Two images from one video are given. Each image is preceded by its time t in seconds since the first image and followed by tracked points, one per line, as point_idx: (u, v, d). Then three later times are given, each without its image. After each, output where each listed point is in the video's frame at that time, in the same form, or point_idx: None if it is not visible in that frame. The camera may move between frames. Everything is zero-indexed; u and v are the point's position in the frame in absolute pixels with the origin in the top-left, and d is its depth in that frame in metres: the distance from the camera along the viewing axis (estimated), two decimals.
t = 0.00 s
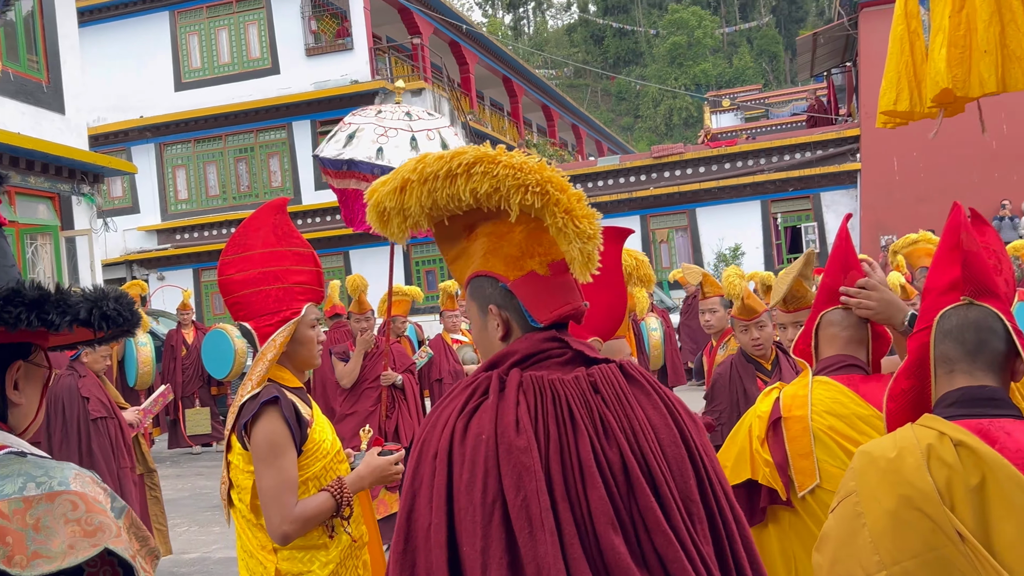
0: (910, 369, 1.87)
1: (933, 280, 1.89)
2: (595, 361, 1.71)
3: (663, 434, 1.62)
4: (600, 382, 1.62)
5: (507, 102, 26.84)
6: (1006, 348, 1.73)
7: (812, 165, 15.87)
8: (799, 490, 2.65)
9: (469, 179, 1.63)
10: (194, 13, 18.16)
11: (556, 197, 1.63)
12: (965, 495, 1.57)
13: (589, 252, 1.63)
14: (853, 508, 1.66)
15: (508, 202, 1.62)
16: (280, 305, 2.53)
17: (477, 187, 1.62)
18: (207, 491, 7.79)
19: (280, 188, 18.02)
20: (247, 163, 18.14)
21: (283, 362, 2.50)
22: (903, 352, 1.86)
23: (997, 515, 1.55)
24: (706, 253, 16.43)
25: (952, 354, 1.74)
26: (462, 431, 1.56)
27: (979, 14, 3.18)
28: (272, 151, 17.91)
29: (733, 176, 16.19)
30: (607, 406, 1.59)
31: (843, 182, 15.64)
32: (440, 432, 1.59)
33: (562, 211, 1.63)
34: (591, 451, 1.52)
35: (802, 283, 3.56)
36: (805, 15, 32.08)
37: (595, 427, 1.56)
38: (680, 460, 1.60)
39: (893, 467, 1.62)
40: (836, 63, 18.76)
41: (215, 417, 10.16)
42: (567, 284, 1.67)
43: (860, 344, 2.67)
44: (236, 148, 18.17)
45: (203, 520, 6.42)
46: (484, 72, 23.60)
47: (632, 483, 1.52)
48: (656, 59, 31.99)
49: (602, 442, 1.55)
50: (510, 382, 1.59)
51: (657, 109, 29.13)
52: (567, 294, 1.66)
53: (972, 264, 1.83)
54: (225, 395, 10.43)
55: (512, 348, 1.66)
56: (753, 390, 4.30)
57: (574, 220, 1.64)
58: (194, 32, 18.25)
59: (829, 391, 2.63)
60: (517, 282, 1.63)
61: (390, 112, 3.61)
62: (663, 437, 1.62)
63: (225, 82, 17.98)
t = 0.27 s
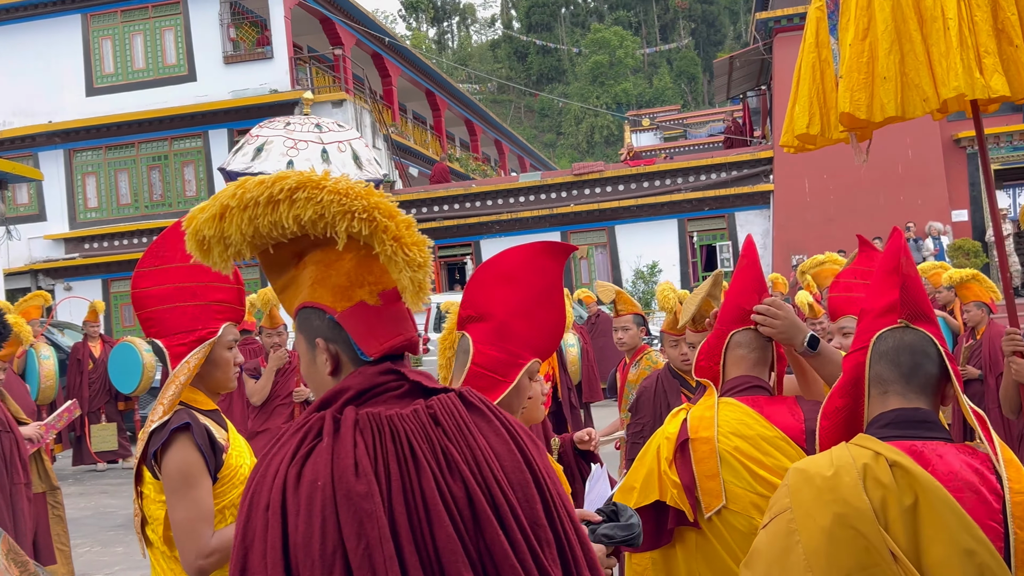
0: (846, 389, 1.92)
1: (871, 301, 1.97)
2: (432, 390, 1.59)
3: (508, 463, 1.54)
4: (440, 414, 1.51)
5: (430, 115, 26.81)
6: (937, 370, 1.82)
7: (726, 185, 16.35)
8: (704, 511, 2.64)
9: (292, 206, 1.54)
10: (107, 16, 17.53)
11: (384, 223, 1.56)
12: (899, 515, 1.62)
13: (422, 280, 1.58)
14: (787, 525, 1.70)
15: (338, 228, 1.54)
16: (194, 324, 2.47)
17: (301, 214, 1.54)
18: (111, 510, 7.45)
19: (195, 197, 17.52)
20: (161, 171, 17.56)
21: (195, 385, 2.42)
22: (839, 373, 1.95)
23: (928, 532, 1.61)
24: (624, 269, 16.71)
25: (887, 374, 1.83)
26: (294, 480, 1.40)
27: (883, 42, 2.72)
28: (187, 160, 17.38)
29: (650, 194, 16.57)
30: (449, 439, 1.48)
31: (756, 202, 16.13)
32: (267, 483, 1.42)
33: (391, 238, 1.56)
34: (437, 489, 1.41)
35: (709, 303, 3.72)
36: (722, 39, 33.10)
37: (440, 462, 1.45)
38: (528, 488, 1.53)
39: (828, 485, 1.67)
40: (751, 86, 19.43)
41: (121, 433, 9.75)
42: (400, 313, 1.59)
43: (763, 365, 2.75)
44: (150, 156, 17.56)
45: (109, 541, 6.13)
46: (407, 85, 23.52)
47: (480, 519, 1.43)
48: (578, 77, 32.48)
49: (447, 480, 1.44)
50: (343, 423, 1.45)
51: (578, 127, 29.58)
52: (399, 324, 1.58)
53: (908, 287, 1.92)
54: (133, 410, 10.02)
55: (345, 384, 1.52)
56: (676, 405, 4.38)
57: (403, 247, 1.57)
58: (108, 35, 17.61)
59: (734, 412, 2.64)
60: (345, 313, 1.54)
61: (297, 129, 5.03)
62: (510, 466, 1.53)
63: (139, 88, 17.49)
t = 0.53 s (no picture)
0: (779, 398, 1.96)
1: (809, 309, 2.00)
2: (240, 411, 1.55)
3: (320, 481, 1.50)
4: (241, 436, 1.47)
5: (359, 119, 26.53)
6: (870, 379, 1.88)
7: (652, 196, 16.68)
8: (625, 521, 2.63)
9: (75, 223, 1.50)
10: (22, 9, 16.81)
11: (165, 235, 1.52)
12: (833, 524, 1.64)
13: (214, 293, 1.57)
14: (722, 531, 1.70)
15: (116, 242, 1.50)
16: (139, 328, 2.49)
17: (79, 231, 1.49)
18: (19, 520, 7.08)
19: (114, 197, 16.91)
20: (79, 171, 16.85)
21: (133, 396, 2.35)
22: (775, 380, 1.98)
23: (860, 539, 1.63)
24: (551, 277, 16.85)
25: (821, 384, 1.86)
26: (80, 517, 1.33)
27: (803, 61, 2.80)
28: (105, 159, 16.73)
29: (578, 204, 16.74)
30: (250, 462, 1.44)
31: (681, 214, 16.50)
32: (52, 523, 1.35)
33: (174, 250, 1.52)
34: (233, 516, 1.37)
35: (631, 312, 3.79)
36: (650, 52, 33.79)
37: (239, 487, 1.41)
38: (344, 505, 1.50)
39: (765, 492, 1.68)
40: (677, 100, 19.87)
41: (30, 439, 9.30)
42: (197, 329, 1.55)
43: (684, 373, 2.81)
44: (67, 154, 16.84)
45: (16, 552, 5.82)
46: (335, 88, 23.22)
47: (282, 546, 1.39)
48: (509, 85, 32.64)
49: (248, 505, 1.40)
50: (133, 452, 1.40)
51: (508, 135, 29.76)
52: (193, 341, 1.54)
53: (844, 298, 1.96)
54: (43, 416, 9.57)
55: (140, 410, 1.47)
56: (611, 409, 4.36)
57: (188, 258, 1.53)
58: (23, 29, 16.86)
59: (657, 421, 2.65)
60: (133, 333, 1.50)
61: (210, 125, 4.71)
62: (320, 483, 1.50)
63: (54, 84, 16.79)
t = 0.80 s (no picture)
0: (728, 397, 1.98)
1: (759, 310, 2.01)
2: (108, 407, 1.44)
3: (187, 483, 1.37)
4: (102, 434, 1.36)
5: (301, 114, 26.14)
6: (817, 381, 1.90)
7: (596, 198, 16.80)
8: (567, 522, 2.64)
9: None
10: None
11: (20, 220, 1.40)
12: (779, 523, 1.67)
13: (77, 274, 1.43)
14: (670, 528, 1.73)
15: None
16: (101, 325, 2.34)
17: None
18: None
19: (45, 188, 16.34)
20: (8, 160, 16.25)
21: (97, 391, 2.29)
22: (725, 378, 2.00)
23: (805, 539, 1.66)
24: (494, 276, 16.87)
25: (771, 384, 1.88)
26: None
27: (741, 68, 2.87)
28: (38, 149, 16.22)
29: (522, 204, 16.79)
30: (109, 462, 1.34)
31: (623, 216, 16.67)
32: None
33: (31, 235, 1.41)
34: (79, 524, 1.28)
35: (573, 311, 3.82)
36: (595, 55, 34.04)
37: (94, 491, 1.31)
38: (212, 510, 1.36)
39: (713, 489, 1.70)
40: (620, 102, 20.07)
41: None
42: (60, 320, 1.43)
43: (624, 373, 2.84)
44: None
45: None
46: (277, 83, 22.81)
47: (135, 556, 1.28)
48: (454, 84, 32.54)
49: (102, 509, 1.30)
50: None
51: (452, 134, 29.69)
52: (54, 331, 1.43)
53: (796, 299, 1.95)
54: None
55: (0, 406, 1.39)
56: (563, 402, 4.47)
57: (46, 243, 1.41)
58: None
59: (599, 421, 2.67)
60: None
61: (142, 115, 4.69)
62: (187, 486, 1.37)
63: None
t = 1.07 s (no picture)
0: (693, 390, 1.98)
1: (723, 304, 2.02)
2: (63, 399, 1.41)
3: (135, 485, 1.33)
4: (52, 429, 1.33)
5: (262, 104, 25.79)
6: (780, 375, 1.91)
7: (559, 193, 16.84)
8: (531, 515, 2.64)
9: None
10: None
11: None
12: (741, 514, 1.68)
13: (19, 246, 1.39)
14: (633, 518, 1.74)
15: None
16: (97, 306, 2.36)
17: None
18: None
19: None
20: None
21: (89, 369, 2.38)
22: (689, 372, 2.00)
23: (767, 530, 1.68)
24: (456, 271, 16.83)
25: (735, 377, 1.89)
26: None
27: (703, 68, 2.90)
28: None
29: (485, 199, 16.77)
30: (55, 459, 1.31)
31: (586, 212, 16.70)
32: None
33: None
34: (18, 520, 1.26)
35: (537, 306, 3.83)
36: (558, 51, 33.80)
37: (39, 488, 1.29)
38: (157, 514, 1.32)
39: (676, 481, 1.71)
40: (584, 99, 20.15)
41: None
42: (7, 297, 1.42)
43: (585, 366, 2.84)
44: None
45: None
46: (238, 72, 22.47)
47: (72, 557, 1.26)
48: (417, 77, 32.31)
49: (45, 507, 1.29)
50: None
51: (416, 128, 29.52)
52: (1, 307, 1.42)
53: (759, 294, 1.97)
54: None
55: None
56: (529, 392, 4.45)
57: None
58: None
59: (562, 414, 2.67)
60: None
61: (100, 101, 4.53)
62: (132, 487, 1.33)
63: None
